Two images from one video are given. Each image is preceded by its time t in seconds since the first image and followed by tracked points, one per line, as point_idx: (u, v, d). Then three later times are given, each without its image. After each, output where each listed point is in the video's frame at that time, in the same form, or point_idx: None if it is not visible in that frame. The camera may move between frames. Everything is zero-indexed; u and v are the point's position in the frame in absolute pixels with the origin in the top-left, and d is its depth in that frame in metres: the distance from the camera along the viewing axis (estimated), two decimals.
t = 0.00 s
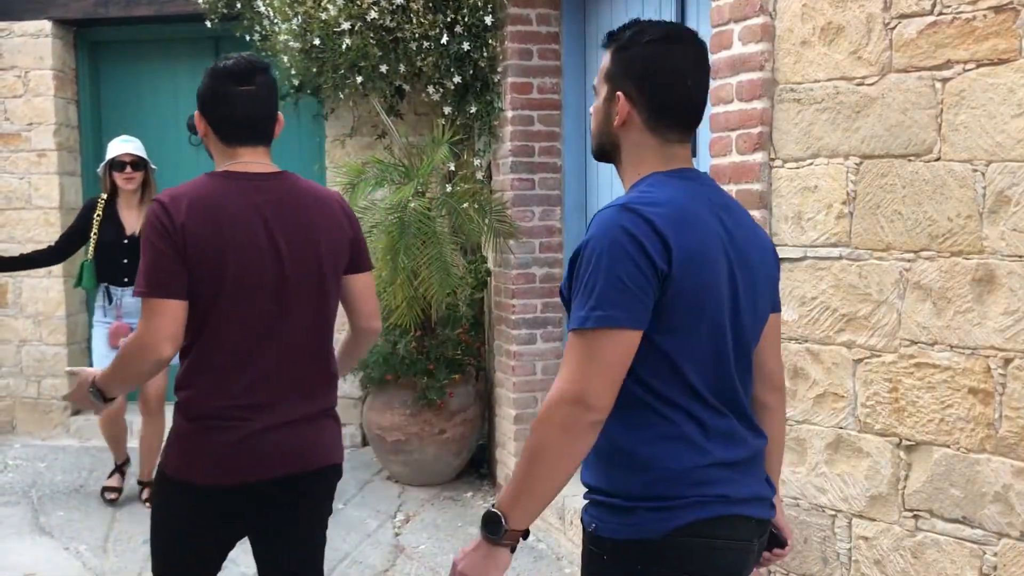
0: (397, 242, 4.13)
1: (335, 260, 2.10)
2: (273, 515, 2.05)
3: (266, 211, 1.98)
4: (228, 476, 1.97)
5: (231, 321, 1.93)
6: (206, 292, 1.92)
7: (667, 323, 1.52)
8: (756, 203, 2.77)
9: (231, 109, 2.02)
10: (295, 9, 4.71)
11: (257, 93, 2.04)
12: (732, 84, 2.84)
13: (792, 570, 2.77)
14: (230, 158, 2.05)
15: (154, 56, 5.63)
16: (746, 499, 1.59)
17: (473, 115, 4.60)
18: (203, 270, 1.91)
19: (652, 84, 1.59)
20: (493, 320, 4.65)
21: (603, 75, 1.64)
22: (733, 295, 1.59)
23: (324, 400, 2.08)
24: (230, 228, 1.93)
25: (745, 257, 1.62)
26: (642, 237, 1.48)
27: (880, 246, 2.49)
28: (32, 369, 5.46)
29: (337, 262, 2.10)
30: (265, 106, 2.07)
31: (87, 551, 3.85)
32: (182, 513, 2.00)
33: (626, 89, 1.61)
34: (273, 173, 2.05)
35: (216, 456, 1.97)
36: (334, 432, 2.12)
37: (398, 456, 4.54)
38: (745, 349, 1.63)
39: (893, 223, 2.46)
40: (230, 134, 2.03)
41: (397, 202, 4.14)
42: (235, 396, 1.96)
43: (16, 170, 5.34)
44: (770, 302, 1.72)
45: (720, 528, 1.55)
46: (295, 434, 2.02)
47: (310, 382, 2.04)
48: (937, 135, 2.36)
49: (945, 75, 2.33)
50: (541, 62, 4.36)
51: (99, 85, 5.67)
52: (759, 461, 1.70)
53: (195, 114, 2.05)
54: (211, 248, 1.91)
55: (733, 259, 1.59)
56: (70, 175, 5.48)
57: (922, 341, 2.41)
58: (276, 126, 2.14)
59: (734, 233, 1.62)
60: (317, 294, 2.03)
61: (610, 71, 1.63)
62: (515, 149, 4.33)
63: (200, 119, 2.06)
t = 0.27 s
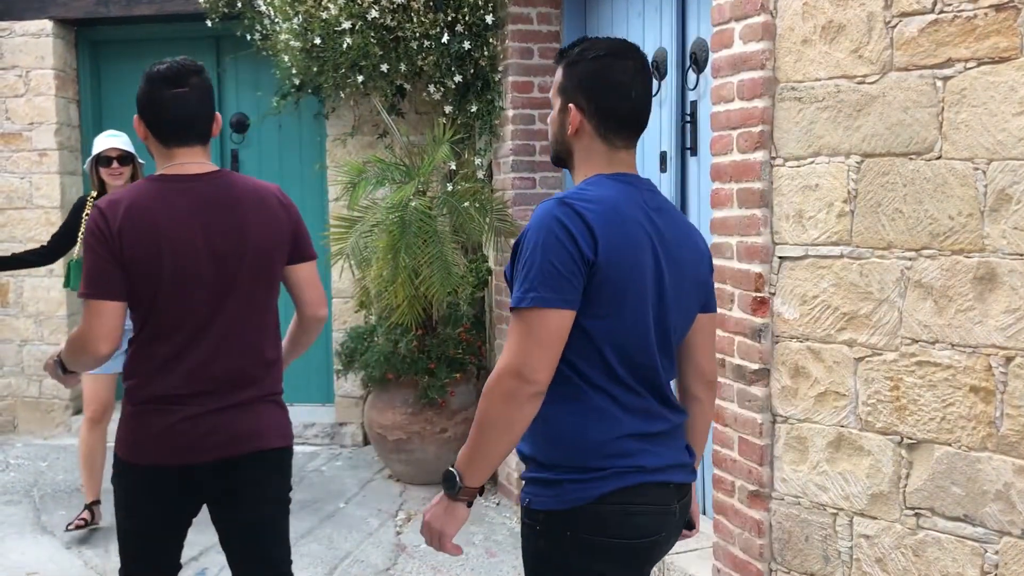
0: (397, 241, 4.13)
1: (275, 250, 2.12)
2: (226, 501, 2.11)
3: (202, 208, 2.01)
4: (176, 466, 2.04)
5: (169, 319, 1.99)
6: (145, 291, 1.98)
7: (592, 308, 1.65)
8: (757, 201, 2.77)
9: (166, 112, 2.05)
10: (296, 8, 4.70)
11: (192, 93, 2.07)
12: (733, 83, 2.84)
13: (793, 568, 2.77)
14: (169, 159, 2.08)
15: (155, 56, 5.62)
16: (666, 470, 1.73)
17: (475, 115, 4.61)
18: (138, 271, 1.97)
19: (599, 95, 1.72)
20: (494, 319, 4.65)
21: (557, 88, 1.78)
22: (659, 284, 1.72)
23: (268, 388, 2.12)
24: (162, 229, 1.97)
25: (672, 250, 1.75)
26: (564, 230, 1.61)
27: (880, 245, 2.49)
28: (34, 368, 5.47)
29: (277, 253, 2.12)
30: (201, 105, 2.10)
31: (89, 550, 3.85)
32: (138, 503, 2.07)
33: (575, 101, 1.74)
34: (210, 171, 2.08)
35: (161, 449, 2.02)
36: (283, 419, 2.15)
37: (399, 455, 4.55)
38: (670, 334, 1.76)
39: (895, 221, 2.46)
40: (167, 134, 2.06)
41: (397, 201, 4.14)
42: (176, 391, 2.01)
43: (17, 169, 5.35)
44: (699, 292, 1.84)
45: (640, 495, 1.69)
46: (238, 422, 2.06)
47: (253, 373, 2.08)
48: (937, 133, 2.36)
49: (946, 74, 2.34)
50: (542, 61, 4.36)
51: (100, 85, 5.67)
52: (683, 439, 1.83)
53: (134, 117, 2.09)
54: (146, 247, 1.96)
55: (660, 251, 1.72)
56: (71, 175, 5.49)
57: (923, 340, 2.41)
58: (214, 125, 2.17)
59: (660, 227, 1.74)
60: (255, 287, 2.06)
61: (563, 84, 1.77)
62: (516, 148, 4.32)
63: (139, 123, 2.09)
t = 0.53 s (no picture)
0: (398, 240, 4.14)
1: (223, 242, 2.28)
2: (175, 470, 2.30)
3: (154, 200, 2.18)
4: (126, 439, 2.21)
5: (119, 304, 2.17)
6: (97, 277, 2.16)
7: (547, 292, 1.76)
8: (759, 199, 2.77)
9: (126, 107, 2.22)
10: (297, 6, 4.66)
11: (153, 90, 2.25)
12: (733, 80, 2.84)
13: (795, 565, 2.77)
14: (126, 151, 2.25)
15: (156, 55, 5.63)
16: (617, 448, 1.82)
17: (476, 112, 4.67)
18: (90, 258, 2.14)
19: (566, 93, 1.84)
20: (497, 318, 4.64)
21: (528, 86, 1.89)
22: (614, 270, 1.82)
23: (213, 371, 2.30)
24: (113, 220, 2.14)
25: (627, 239, 1.85)
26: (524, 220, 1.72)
27: (882, 242, 2.49)
28: (37, 367, 5.48)
29: (224, 245, 2.28)
30: (161, 102, 2.28)
31: (92, 549, 3.85)
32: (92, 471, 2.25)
33: (546, 97, 1.85)
34: (163, 165, 2.25)
35: (112, 421, 2.21)
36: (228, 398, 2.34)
37: (401, 453, 4.55)
38: (624, 317, 1.86)
39: (896, 218, 2.46)
40: (127, 128, 2.23)
41: (399, 200, 4.16)
42: (125, 370, 2.19)
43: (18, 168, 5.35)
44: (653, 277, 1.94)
45: (587, 471, 1.78)
46: (183, 401, 2.24)
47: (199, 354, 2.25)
48: (939, 130, 2.36)
49: (948, 70, 2.33)
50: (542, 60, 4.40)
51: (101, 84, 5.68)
52: (642, 419, 1.92)
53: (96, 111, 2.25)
54: (98, 236, 2.13)
55: (614, 238, 1.81)
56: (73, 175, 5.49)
57: (925, 337, 2.41)
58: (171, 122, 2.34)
59: (615, 215, 1.84)
60: (203, 276, 2.24)
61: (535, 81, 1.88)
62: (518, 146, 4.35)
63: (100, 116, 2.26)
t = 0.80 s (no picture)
0: (402, 237, 4.14)
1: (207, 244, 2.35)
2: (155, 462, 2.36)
3: (142, 200, 2.25)
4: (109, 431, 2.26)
5: (105, 302, 2.22)
6: (83, 276, 2.21)
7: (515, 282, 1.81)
8: (764, 194, 2.77)
9: (115, 112, 2.28)
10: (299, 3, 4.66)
11: (139, 96, 2.32)
12: (737, 76, 2.84)
13: (801, 561, 2.77)
14: (112, 154, 2.31)
15: (159, 54, 5.63)
16: (582, 431, 1.88)
17: (479, 109, 4.63)
18: (78, 256, 2.19)
19: (539, 96, 1.90)
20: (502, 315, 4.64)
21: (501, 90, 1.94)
22: (586, 265, 1.87)
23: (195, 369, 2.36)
24: (102, 220, 2.20)
25: (599, 231, 1.90)
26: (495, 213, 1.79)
27: (887, 237, 2.49)
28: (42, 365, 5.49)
29: (208, 246, 2.35)
30: (148, 108, 2.35)
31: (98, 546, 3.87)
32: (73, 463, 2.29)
33: (523, 101, 1.91)
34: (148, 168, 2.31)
35: (96, 414, 2.25)
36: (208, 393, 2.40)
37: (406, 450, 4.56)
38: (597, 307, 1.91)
39: (901, 213, 2.45)
40: (115, 132, 2.29)
41: (403, 197, 4.17)
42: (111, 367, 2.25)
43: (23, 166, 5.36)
44: (631, 269, 1.99)
45: (549, 450, 1.85)
46: (168, 397, 2.30)
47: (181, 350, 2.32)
48: (944, 124, 2.35)
49: (953, 64, 2.33)
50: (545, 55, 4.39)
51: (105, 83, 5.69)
52: (614, 405, 1.96)
53: (84, 114, 2.31)
54: (87, 234, 2.18)
55: (583, 231, 1.86)
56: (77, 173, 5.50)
57: (930, 332, 2.41)
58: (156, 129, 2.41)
59: (587, 208, 1.89)
60: (188, 276, 2.30)
61: (508, 86, 1.93)
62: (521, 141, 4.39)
63: (88, 120, 2.32)
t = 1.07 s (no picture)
0: (413, 233, 4.14)
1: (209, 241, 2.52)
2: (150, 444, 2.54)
3: (149, 199, 2.41)
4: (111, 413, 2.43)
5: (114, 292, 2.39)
6: (94, 268, 2.38)
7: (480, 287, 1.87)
8: (776, 189, 2.76)
9: (127, 115, 2.46)
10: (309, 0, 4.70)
11: (148, 99, 2.50)
12: (749, 71, 2.83)
13: (813, 557, 2.76)
14: (123, 153, 2.48)
15: (170, 52, 5.65)
16: (553, 420, 1.91)
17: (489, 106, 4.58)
18: (90, 249, 2.36)
19: (508, 104, 1.96)
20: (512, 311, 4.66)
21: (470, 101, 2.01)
22: (556, 265, 1.90)
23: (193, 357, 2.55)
24: (112, 216, 2.36)
25: (566, 232, 1.92)
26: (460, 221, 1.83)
27: (900, 231, 2.47)
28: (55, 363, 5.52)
29: (210, 244, 2.53)
30: (156, 111, 2.52)
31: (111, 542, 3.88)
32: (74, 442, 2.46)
33: (492, 110, 1.97)
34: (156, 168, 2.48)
35: (99, 396, 2.43)
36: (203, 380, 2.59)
37: (417, 447, 4.56)
38: (569, 307, 1.94)
39: (914, 208, 2.44)
40: (126, 133, 2.46)
41: (413, 193, 4.17)
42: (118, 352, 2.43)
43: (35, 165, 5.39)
44: (603, 267, 2.02)
45: (520, 438, 1.89)
46: (168, 382, 2.48)
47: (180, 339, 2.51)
48: (958, 118, 2.34)
49: (966, 58, 2.31)
50: (554, 51, 4.38)
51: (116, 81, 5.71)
52: (586, 396, 1.99)
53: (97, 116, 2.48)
54: (99, 230, 2.35)
55: (548, 235, 1.90)
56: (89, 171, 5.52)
57: (943, 327, 2.40)
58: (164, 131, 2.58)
59: (552, 210, 1.92)
60: (191, 271, 2.48)
61: (478, 97, 2.00)
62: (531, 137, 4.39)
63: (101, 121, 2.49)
